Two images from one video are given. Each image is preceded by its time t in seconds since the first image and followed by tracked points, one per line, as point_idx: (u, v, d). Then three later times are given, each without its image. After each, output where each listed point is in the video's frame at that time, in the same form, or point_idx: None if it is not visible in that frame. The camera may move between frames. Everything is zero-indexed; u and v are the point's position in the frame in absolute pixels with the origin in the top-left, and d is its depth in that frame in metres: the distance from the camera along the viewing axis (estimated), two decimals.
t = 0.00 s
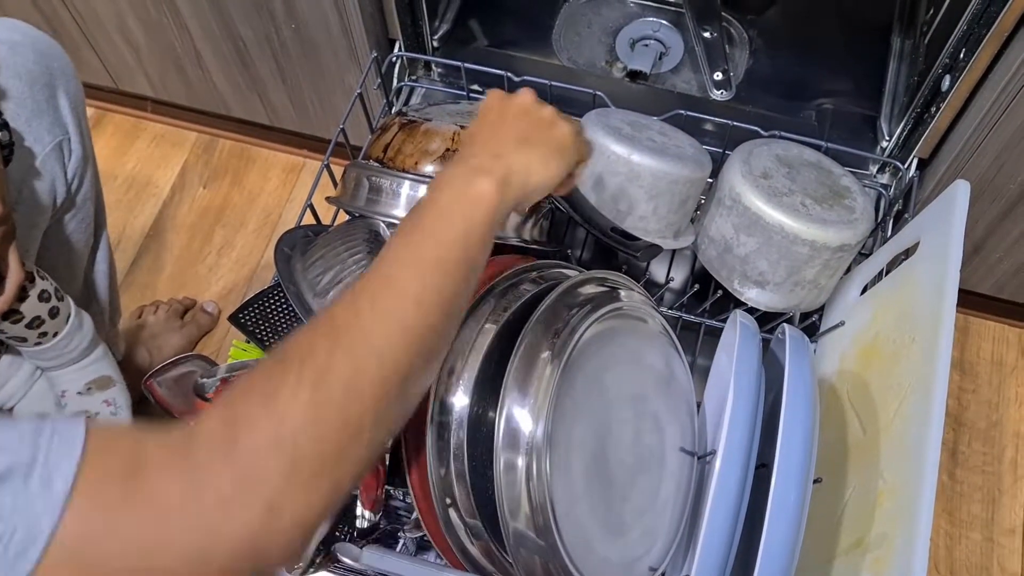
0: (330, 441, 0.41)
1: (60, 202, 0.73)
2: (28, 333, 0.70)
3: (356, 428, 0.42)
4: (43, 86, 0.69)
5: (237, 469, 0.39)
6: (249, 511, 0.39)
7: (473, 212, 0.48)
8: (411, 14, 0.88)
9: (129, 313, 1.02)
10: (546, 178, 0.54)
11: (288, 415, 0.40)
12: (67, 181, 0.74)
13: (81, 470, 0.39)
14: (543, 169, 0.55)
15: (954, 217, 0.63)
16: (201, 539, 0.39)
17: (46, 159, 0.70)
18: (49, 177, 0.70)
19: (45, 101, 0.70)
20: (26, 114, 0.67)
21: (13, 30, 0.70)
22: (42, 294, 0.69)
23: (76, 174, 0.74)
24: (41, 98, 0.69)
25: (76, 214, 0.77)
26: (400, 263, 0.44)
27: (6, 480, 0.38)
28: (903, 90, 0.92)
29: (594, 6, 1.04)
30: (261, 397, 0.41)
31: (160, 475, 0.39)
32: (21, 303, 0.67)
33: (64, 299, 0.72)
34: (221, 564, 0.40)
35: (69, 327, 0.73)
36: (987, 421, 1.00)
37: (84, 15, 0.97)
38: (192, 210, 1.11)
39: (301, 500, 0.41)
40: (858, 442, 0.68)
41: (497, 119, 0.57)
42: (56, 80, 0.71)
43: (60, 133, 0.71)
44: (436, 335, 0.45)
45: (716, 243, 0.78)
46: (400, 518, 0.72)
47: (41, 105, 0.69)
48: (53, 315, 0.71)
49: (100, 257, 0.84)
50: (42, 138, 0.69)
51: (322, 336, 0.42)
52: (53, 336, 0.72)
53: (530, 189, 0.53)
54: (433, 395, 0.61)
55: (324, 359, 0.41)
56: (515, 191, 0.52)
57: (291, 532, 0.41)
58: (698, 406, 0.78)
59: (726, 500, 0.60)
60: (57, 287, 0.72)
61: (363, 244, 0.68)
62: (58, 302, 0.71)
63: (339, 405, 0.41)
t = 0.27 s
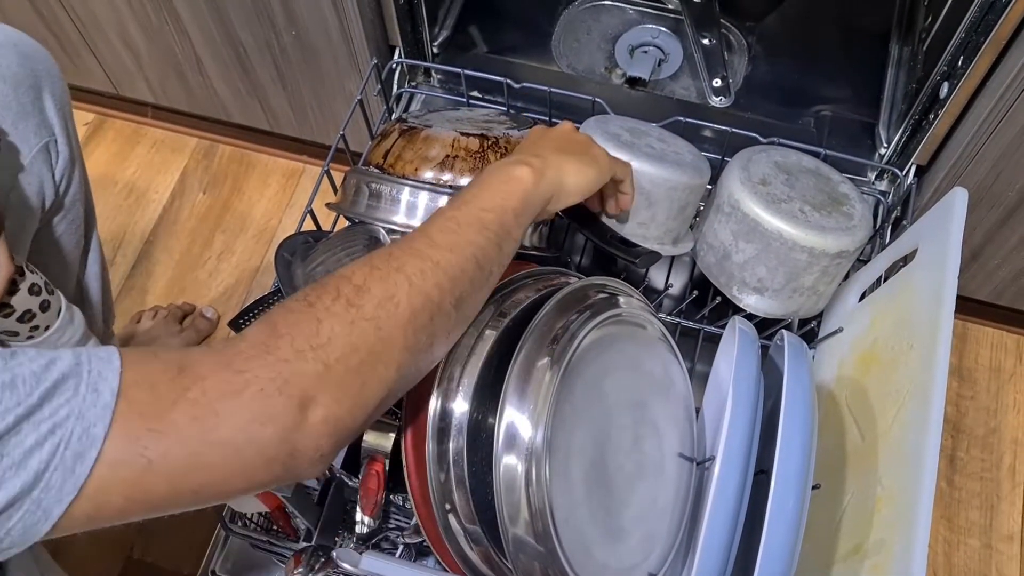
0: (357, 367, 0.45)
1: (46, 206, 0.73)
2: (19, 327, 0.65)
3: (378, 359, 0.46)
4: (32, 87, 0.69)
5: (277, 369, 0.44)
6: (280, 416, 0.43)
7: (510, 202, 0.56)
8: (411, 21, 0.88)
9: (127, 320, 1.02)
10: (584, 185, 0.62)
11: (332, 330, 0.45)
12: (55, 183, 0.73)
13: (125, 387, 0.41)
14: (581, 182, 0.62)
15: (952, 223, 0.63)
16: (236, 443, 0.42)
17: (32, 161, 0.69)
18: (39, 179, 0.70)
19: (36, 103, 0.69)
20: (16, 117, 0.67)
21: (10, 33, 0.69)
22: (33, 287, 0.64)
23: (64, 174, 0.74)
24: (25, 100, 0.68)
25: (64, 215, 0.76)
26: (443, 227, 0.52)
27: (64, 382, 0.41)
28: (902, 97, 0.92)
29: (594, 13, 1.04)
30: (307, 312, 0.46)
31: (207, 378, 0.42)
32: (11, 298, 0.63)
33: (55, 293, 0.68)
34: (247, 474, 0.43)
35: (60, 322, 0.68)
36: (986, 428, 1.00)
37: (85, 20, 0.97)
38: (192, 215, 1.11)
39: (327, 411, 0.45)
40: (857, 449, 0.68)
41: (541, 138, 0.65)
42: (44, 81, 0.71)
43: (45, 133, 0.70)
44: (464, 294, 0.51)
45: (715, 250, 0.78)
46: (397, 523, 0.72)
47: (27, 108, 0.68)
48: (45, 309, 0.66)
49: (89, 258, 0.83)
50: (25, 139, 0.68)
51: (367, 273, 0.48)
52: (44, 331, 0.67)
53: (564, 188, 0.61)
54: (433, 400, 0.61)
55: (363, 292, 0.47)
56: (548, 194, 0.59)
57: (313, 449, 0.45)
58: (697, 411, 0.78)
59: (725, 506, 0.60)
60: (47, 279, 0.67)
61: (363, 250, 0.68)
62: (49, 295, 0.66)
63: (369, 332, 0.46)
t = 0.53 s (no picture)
0: (352, 364, 0.46)
1: (49, 209, 0.73)
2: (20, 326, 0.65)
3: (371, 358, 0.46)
4: (32, 90, 0.69)
5: (273, 366, 0.44)
6: (274, 410, 0.43)
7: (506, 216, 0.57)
8: (412, 25, 0.88)
9: (128, 321, 1.02)
10: (579, 203, 0.62)
11: (329, 330, 0.46)
12: (59, 185, 0.73)
13: (120, 379, 0.41)
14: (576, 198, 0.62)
15: (951, 227, 0.64)
16: (232, 435, 0.42)
17: (34, 165, 0.69)
18: (43, 182, 0.70)
19: (39, 105, 0.69)
20: (17, 119, 0.67)
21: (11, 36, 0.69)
22: (34, 287, 0.64)
23: (68, 178, 0.74)
24: (29, 103, 0.68)
25: (68, 218, 0.76)
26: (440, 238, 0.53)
27: (55, 376, 0.41)
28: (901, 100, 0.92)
29: (594, 17, 1.04)
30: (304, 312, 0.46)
31: (204, 370, 0.42)
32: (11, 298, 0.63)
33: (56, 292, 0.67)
34: (243, 469, 0.43)
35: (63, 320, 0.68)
36: (985, 432, 1.00)
37: (85, 23, 0.97)
38: (192, 218, 1.11)
39: (321, 407, 0.45)
40: (856, 452, 0.68)
41: (537, 159, 0.65)
42: (46, 84, 0.71)
43: (50, 136, 0.70)
44: (459, 303, 0.51)
45: (714, 255, 0.78)
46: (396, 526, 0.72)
47: (29, 109, 0.68)
48: (47, 308, 0.66)
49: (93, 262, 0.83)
50: (30, 142, 0.69)
51: (365, 278, 0.49)
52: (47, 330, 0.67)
53: (558, 208, 0.61)
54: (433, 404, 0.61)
55: (360, 296, 0.48)
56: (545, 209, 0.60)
57: (307, 445, 0.45)
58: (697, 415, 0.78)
59: (724, 510, 0.60)
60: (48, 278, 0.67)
61: (363, 254, 0.69)
62: (51, 294, 0.66)
63: (364, 334, 0.47)
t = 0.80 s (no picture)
0: (346, 435, 0.44)
1: (53, 211, 0.73)
2: (21, 327, 0.66)
3: (365, 422, 0.45)
4: (34, 93, 0.69)
5: (261, 441, 0.42)
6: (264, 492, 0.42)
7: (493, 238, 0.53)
8: (411, 29, 0.88)
9: (128, 324, 1.02)
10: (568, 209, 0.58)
11: (319, 400, 0.44)
12: (61, 189, 0.73)
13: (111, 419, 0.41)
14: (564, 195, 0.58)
15: (950, 232, 0.64)
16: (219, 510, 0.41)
17: (37, 168, 0.69)
18: (47, 185, 0.70)
19: (41, 108, 0.69)
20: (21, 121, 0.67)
21: (11, 38, 0.69)
22: (36, 287, 0.65)
23: (70, 180, 0.74)
24: (33, 105, 0.68)
25: (70, 220, 0.76)
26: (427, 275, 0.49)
27: (42, 429, 0.40)
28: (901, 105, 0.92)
29: (594, 21, 1.05)
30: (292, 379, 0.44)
31: (192, 434, 0.41)
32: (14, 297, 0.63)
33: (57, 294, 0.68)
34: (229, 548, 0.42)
35: (63, 322, 0.69)
36: (985, 436, 1.00)
37: (85, 26, 0.97)
38: (192, 221, 1.11)
39: (315, 485, 0.44)
40: (856, 456, 0.68)
41: (514, 154, 0.61)
42: (48, 87, 0.71)
43: (52, 139, 0.70)
44: (452, 348, 0.49)
45: (714, 258, 0.78)
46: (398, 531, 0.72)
47: (33, 113, 0.68)
48: (48, 309, 0.67)
49: (94, 267, 0.84)
50: (34, 145, 0.69)
51: (356, 331, 0.46)
52: (47, 332, 0.68)
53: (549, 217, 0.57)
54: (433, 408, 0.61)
55: (349, 361, 0.45)
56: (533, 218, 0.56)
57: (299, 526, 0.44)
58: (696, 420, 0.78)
59: (724, 514, 0.60)
60: (51, 281, 0.67)
61: (363, 258, 0.69)
62: (52, 296, 0.67)
63: (354, 406, 0.44)
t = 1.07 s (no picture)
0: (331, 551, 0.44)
1: (58, 216, 0.73)
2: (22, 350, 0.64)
3: (391, 496, 0.45)
4: (43, 97, 0.69)
5: None
6: None
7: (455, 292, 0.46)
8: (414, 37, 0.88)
9: (129, 330, 1.03)
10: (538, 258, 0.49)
11: (286, 544, 0.44)
12: (67, 193, 0.73)
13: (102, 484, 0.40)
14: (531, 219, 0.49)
15: (950, 240, 0.64)
16: None
17: (44, 172, 0.70)
18: (48, 190, 0.70)
19: (49, 114, 0.69)
20: (29, 125, 0.67)
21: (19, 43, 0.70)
22: (40, 300, 0.64)
23: (76, 185, 0.74)
24: (41, 110, 0.68)
25: (76, 224, 0.76)
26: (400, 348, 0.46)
27: None
28: (902, 113, 0.93)
29: (595, 28, 1.05)
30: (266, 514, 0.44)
31: None
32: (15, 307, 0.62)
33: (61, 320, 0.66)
34: None
35: (68, 347, 0.67)
36: (986, 442, 1.00)
37: (89, 32, 0.98)
38: (194, 227, 1.11)
39: None
40: (856, 463, 0.69)
41: (470, 183, 0.49)
42: (57, 93, 0.70)
43: (60, 143, 0.71)
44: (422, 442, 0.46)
45: (714, 266, 0.78)
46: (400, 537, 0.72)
47: (41, 117, 0.68)
48: (51, 327, 0.65)
49: (98, 268, 0.83)
50: (41, 149, 0.69)
51: (312, 460, 0.44)
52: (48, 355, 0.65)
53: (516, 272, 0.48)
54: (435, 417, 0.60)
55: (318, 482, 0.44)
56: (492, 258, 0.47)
57: None
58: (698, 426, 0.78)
59: (725, 522, 0.60)
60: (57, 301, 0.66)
61: (365, 265, 0.69)
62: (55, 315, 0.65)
63: (331, 525, 0.44)
